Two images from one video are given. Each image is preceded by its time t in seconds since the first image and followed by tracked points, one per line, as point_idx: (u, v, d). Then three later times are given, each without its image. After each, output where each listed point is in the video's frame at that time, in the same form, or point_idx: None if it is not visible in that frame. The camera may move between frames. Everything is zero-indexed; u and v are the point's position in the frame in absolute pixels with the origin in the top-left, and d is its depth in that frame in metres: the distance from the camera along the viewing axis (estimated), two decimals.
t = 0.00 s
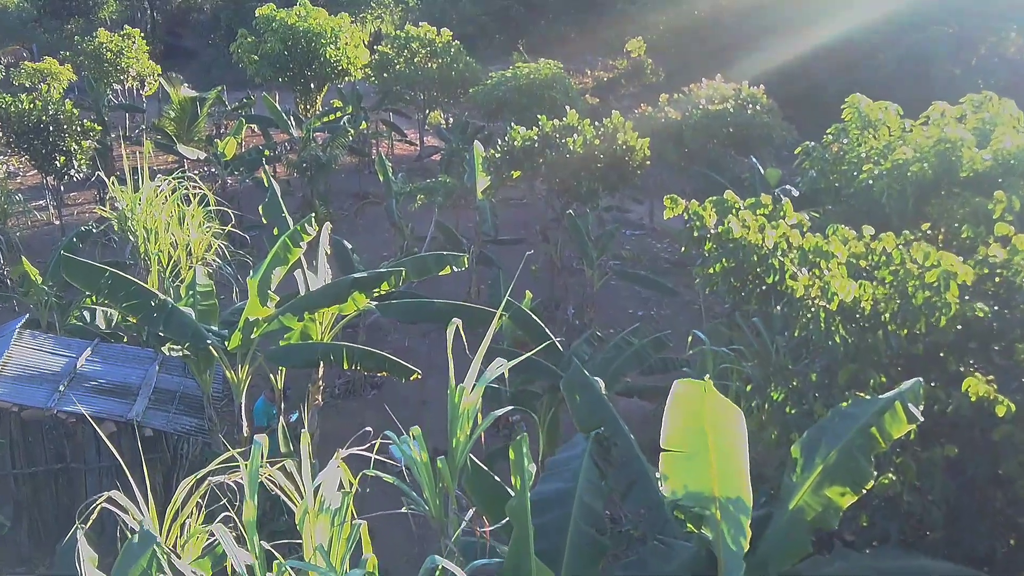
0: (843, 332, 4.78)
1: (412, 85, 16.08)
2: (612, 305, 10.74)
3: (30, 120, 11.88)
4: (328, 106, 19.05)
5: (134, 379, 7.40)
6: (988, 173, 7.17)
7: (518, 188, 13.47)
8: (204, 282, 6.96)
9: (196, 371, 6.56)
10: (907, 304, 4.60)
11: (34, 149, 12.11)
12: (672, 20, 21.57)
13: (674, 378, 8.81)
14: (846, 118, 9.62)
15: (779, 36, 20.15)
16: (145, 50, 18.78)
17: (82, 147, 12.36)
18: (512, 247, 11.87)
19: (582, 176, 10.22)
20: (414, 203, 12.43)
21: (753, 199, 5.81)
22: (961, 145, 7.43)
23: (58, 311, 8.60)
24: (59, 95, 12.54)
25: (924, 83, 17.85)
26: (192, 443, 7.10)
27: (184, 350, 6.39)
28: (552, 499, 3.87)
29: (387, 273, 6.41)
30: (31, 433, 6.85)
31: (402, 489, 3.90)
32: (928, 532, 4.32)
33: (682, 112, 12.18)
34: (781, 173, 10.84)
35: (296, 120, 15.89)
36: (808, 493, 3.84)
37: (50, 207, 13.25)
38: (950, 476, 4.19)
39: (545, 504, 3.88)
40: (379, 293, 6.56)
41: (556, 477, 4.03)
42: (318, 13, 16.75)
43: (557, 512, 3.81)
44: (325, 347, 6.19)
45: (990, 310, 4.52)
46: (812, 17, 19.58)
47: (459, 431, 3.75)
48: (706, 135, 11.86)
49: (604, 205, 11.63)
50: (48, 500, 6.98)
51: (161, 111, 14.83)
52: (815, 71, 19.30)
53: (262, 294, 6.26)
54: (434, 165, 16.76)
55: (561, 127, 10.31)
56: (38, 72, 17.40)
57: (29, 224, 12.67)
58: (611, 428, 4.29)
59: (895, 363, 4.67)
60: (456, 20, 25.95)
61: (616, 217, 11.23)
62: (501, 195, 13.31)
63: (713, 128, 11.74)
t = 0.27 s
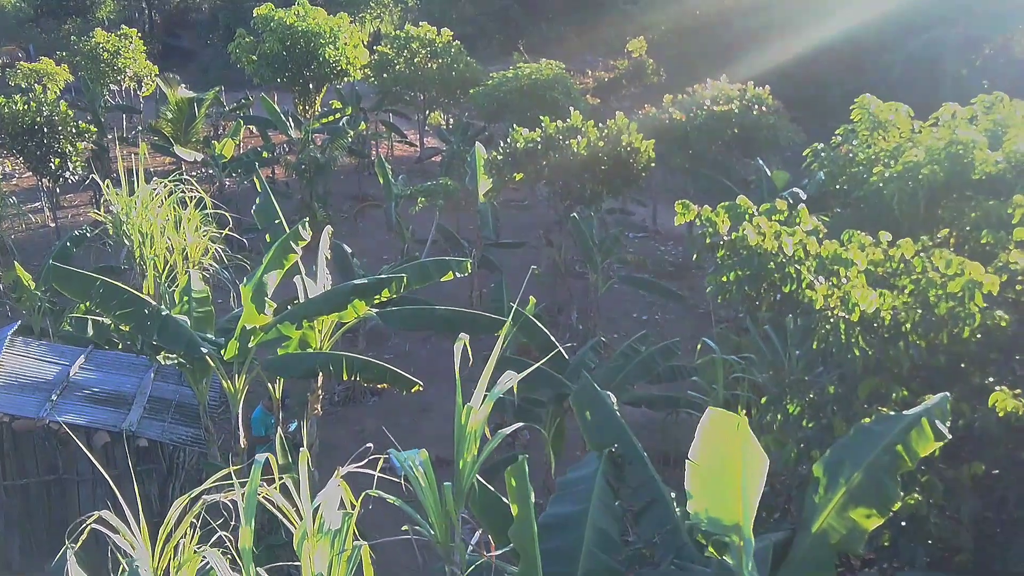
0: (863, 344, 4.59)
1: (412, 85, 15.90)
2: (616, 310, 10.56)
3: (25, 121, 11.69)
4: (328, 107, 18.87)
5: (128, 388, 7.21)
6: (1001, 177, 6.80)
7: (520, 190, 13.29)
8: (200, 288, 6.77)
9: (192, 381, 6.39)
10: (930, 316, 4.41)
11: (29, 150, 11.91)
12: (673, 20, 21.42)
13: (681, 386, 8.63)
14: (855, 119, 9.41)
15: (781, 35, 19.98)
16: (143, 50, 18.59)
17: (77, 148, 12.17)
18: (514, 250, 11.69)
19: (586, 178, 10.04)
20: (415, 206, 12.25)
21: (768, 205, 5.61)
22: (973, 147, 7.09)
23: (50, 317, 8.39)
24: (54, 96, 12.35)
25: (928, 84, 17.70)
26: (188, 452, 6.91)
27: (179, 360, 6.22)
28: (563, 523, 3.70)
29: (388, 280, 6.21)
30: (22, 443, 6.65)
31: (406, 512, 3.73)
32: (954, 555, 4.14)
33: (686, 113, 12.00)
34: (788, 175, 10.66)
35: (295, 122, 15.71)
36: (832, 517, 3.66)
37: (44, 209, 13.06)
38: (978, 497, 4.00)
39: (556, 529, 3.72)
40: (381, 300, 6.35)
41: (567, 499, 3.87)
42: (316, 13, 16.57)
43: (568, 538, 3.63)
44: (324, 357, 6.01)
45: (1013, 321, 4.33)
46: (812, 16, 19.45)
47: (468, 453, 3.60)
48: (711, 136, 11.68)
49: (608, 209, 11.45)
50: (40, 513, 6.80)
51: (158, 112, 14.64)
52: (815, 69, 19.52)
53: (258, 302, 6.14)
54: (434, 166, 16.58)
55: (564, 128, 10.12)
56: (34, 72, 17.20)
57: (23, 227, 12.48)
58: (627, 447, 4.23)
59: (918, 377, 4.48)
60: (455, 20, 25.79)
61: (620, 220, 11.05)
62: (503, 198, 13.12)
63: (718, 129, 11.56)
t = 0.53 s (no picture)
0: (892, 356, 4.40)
1: (415, 86, 15.73)
2: (624, 314, 10.38)
3: (24, 122, 11.52)
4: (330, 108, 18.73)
5: (127, 396, 7.04)
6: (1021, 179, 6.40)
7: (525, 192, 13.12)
8: (201, 292, 6.59)
9: (193, 388, 6.21)
10: (962, 327, 4.23)
11: (27, 152, 11.75)
12: (677, 20, 21.27)
13: (692, 394, 8.44)
14: (869, 119, 9.18)
15: (783, 35, 19.84)
16: (144, 50, 18.42)
17: (77, 149, 12.01)
18: (520, 253, 11.51)
19: (593, 180, 9.86)
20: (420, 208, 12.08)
21: (790, 212, 5.43)
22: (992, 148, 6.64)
23: (49, 322, 8.23)
24: (54, 96, 12.18)
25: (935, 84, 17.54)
26: (189, 461, 6.72)
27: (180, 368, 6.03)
28: (584, 547, 3.54)
29: (393, 285, 6.04)
30: (18, 453, 6.47)
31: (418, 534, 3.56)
32: None
33: (694, 114, 11.82)
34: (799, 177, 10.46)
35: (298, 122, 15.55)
36: (866, 539, 3.47)
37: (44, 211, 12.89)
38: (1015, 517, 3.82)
39: (576, 552, 3.56)
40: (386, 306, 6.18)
41: (587, 522, 3.72)
42: (319, 12, 16.40)
43: (589, 561, 3.48)
44: (327, 366, 5.84)
45: None
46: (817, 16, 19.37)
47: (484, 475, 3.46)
48: (720, 137, 11.50)
49: (615, 211, 11.27)
50: (37, 526, 6.63)
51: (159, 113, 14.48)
52: (816, 69, 19.64)
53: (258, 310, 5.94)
54: (438, 168, 16.42)
55: (572, 129, 9.93)
56: (34, 72, 17.03)
57: (21, 229, 12.31)
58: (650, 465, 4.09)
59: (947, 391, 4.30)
60: (458, 19, 25.63)
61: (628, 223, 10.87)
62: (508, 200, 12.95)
63: (727, 131, 11.38)
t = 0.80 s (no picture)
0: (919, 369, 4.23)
1: (416, 86, 15.56)
2: (630, 318, 10.20)
3: (21, 124, 11.35)
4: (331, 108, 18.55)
5: (124, 404, 6.87)
6: None
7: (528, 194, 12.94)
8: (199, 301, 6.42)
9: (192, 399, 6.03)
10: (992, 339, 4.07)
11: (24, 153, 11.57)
12: (680, 19, 21.10)
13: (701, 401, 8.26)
14: (881, 121, 8.97)
15: (782, 35, 19.69)
16: (143, 50, 18.25)
17: (74, 151, 11.84)
18: (525, 256, 11.33)
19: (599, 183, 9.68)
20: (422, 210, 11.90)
21: (812, 217, 5.23)
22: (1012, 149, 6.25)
23: (45, 328, 8.06)
24: (51, 97, 12.01)
25: (939, 84, 17.38)
26: (189, 472, 6.55)
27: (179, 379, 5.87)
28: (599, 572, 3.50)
29: (398, 293, 5.88)
30: (12, 465, 6.28)
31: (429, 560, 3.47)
32: None
33: (701, 115, 11.64)
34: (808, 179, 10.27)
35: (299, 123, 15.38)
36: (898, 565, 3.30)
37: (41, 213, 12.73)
38: None
39: None
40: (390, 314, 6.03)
41: (604, 545, 3.68)
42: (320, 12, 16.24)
43: None
44: (329, 376, 5.67)
45: None
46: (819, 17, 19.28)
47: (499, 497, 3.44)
48: (727, 138, 11.33)
49: (621, 214, 11.09)
50: (32, 539, 6.46)
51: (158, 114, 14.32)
52: (816, 69, 19.42)
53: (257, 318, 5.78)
54: (439, 169, 16.24)
55: (578, 130, 9.75)
56: (32, 72, 16.86)
57: (18, 232, 12.14)
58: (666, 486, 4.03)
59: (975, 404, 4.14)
60: (459, 19, 25.47)
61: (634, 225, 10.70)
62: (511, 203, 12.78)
63: (734, 132, 11.20)
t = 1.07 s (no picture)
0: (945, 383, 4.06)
1: (417, 86, 15.39)
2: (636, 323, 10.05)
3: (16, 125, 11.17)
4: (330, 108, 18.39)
5: (120, 412, 6.71)
6: None
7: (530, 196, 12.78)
8: (198, 306, 6.23)
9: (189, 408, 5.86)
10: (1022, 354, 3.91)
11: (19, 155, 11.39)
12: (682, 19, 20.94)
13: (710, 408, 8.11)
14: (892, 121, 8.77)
15: (782, 35, 19.52)
16: (141, 50, 18.07)
17: (71, 152, 11.67)
18: (527, 259, 11.18)
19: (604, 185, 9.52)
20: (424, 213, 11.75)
21: (832, 222, 5.03)
22: None
23: (39, 334, 7.90)
24: (47, 98, 11.84)
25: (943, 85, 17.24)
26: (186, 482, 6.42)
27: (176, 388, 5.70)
28: None
29: (402, 302, 5.68)
30: (4, 476, 6.13)
31: None
32: None
33: (706, 116, 11.48)
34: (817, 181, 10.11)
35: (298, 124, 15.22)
36: None
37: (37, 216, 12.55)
38: None
39: None
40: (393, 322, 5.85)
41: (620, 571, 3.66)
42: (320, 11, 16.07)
43: None
44: (331, 387, 5.50)
45: None
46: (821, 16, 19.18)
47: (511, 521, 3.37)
48: (732, 139, 11.16)
49: (625, 216, 10.93)
50: (25, 550, 6.29)
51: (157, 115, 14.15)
52: (816, 68, 19.32)
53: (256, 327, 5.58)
54: (440, 170, 16.09)
55: (584, 132, 9.57)
56: (29, 72, 16.67)
57: (13, 235, 11.97)
58: (682, 506, 3.97)
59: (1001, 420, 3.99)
60: (460, 18, 25.31)
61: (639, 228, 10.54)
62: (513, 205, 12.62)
63: (740, 133, 11.04)
